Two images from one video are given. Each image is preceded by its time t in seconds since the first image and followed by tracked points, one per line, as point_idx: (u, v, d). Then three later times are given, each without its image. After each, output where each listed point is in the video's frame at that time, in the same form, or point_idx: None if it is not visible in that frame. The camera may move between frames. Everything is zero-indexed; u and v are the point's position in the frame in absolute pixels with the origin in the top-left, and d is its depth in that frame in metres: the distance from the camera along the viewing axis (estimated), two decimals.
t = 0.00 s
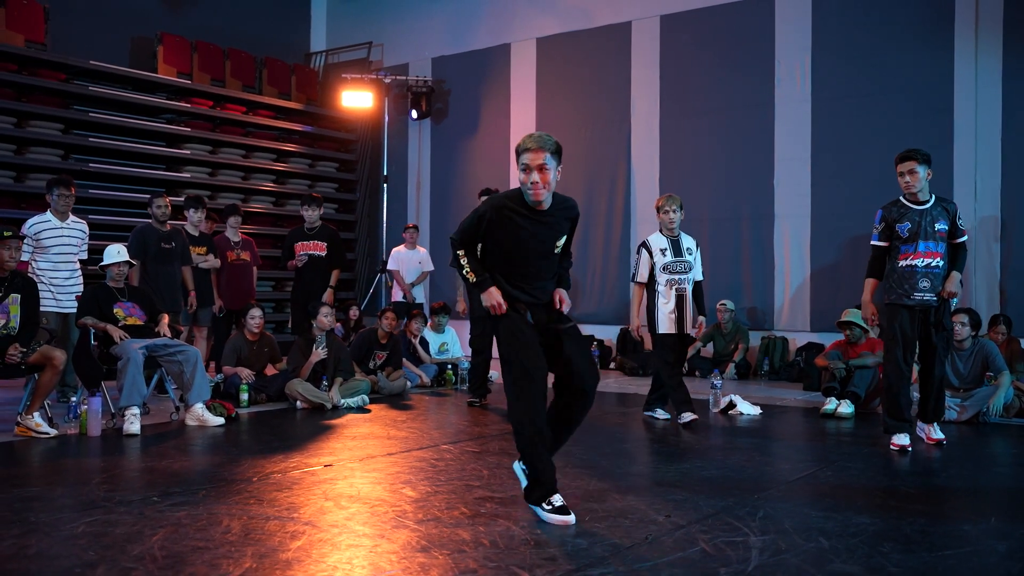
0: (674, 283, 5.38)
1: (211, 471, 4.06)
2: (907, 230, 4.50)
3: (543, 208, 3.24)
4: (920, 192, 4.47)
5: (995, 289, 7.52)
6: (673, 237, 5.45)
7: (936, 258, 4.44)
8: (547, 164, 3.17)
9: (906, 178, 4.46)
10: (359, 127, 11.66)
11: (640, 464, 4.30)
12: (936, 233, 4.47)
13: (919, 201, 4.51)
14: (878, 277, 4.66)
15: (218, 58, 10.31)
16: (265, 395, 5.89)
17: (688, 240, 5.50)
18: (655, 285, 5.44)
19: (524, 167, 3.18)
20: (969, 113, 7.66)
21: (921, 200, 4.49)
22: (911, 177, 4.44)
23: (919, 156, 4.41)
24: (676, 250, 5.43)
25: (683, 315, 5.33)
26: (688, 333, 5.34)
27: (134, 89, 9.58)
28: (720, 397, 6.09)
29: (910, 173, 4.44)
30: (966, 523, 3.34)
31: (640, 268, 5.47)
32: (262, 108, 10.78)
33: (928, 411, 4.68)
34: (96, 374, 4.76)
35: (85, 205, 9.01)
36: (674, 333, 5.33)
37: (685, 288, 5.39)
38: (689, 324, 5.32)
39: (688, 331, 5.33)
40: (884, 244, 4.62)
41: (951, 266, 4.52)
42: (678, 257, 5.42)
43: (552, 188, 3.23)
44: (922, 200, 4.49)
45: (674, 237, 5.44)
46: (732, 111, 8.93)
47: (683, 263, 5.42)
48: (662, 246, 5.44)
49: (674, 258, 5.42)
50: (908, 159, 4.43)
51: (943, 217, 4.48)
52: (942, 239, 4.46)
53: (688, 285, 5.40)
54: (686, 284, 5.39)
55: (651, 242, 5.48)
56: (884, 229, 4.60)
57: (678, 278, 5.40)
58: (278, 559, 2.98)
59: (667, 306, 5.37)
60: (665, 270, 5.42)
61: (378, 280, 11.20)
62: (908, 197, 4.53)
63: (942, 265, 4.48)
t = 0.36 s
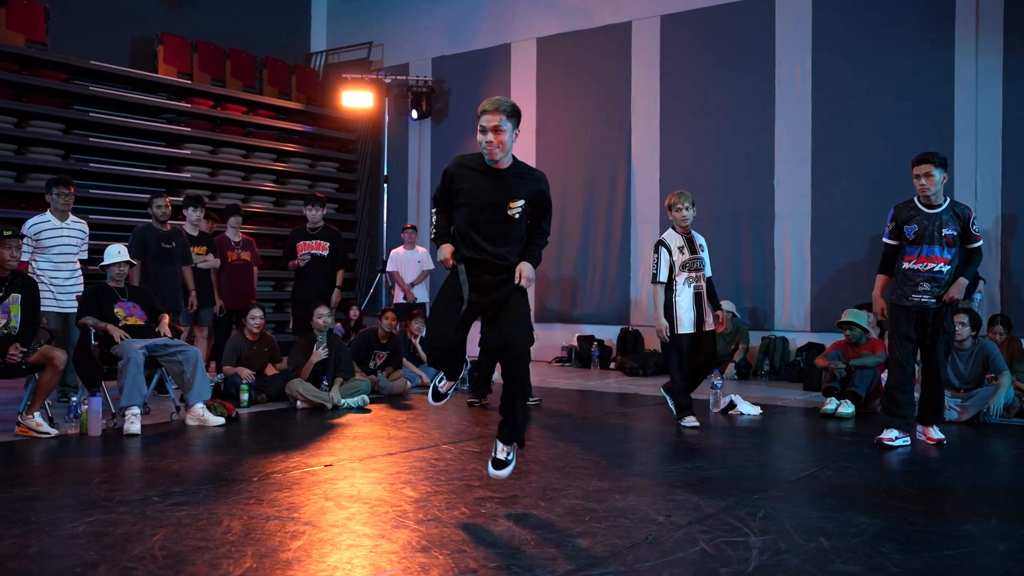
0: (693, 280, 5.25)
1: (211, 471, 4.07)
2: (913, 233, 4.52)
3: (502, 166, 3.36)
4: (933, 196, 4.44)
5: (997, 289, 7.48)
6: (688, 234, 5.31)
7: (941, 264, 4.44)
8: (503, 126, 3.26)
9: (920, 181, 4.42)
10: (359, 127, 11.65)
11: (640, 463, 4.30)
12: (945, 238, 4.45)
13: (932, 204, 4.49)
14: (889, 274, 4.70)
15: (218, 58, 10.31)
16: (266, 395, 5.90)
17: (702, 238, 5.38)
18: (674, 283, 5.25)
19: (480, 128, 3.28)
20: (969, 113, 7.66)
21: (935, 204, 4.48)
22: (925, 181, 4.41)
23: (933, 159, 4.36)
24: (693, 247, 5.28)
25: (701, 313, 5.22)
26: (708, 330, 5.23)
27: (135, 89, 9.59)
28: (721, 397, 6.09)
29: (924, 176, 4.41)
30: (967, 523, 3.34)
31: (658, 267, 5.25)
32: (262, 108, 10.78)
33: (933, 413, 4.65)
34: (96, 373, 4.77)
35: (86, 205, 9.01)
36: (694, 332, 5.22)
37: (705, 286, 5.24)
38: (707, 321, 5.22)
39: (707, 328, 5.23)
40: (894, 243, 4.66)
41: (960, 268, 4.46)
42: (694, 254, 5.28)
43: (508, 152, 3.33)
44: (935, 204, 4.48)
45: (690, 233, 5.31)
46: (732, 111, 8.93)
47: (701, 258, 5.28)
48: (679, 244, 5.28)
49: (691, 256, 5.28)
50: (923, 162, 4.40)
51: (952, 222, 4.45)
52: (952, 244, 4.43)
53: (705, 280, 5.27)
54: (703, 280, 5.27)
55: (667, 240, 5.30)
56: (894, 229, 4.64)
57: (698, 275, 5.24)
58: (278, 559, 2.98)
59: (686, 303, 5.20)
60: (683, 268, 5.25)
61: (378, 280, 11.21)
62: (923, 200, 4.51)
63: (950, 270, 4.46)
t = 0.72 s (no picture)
0: (740, 280, 5.21)
1: (249, 468, 4.13)
2: (949, 230, 4.60)
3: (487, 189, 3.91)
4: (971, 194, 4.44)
5: None
6: (736, 234, 5.23)
7: (973, 262, 4.47)
8: (477, 151, 3.86)
9: (958, 177, 4.43)
10: (395, 128, 11.71)
11: (677, 465, 4.29)
12: (979, 236, 4.46)
13: (970, 201, 4.50)
14: (928, 269, 4.80)
15: (255, 61, 10.41)
16: (303, 394, 5.94)
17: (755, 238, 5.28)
18: (718, 284, 5.21)
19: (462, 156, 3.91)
20: (1013, 108, 7.50)
21: (974, 202, 4.48)
22: (962, 178, 4.41)
23: (972, 156, 4.35)
24: (740, 247, 5.20)
25: (747, 314, 5.19)
26: (755, 332, 5.20)
27: (176, 91, 9.72)
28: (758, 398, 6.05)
29: (961, 173, 4.41)
30: (1012, 529, 3.28)
31: (703, 265, 5.19)
32: (299, 110, 10.89)
33: (974, 416, 4.58)
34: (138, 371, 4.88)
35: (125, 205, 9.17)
36: (739, 334, 5.19)
37: (751, 288, 5.21)
38: (753, 323, 5.20)
39: (752, 330, 5.19)
40: (935, 239, 4.73)
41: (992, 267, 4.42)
42: (743, 254, 5.21)
43: (487, 173, 3.90)
44: (975, 201, 4.48)
45: (740, 233, 5.23)
46: (768, 108, 8.84)
47: (749, 259, 5.20)
48: (725, 243, 5.20)
49: (739, 256, 5.20)
50: (960, 159, 4.40)
51: (987, 222, 4.44)
52: (987, 243, 4.44)
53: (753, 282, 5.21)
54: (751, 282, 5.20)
55: (713, 238, 5.22)
56: (935, 226, 4.71)
57: (740, 276, 5.19)
58: (316, 557, 3.01)
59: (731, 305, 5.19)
60: (727, 267, 5.19)
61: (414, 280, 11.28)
62: (963, 198, 4.52)
63: (987, 268, 4.46)
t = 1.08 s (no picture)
0: (782, 280, 5.17)
1: (278, 468, 4.15)
2: (958, 231, 4.72)
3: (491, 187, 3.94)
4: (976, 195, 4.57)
5: None
6: (781, 235, 5.22)
7: (979, 261, 4.56)
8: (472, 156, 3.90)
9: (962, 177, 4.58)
10: (423, 128, 11.75)
11: (708, 465, 4.27)
12: (983, 235, 4.56)
13: (976, 200, 4.62)
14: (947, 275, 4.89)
15: (285, 63, 10.47)
16: (332, 394, 5.97)
17: (804, 236, 5.21)
18: (759, 283, 5.26)
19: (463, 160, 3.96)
20: None
21: (981, 202, 4.59)
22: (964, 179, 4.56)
23: (976, 157, 4.49)
24: (782, 246, 5.18)
25: (789, 315, 5.12)
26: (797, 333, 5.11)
27: (207, 93, 9.81)
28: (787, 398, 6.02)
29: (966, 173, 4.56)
30: None
31: (744, 264, 5.32)
32: (329, 112, 10.98)
33: (999, 415, 4.57)
34: (170, 371, 4.90)
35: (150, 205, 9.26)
36: (780, 334, 5.14)
37: (796, 287, 5.13)
38: (796, 324, 5.10)
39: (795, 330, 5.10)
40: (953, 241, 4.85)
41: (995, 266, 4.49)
42: (785, 254, 5.18)
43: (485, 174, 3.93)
44: (982, 201, 4.60)
45: (783, 232, 5.21)
46: (797, 108, 8.81)
47: (791, 259, 5.16)
48: (766, 242, 5.23)
49: (779, 255, 5.19)
50: (966, 159, 4.55)
51: (990, 221, 4.53)
52: (990, 241, 4.53)
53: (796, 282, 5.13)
54: (795, 282, 5.13)
55: (755, 238, 5.29)
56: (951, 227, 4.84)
57: (781, 276, 5.16)
58: (345, 556, 3.02)
59: (768, 305, 5.18)
60: (768, 266, 5.21)
61: (443, 280, 11.30)
62: (971, 200, 4.65)
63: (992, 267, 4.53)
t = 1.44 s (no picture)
0: (784, 281, 5.19)
1: (279, 468, 4.15)
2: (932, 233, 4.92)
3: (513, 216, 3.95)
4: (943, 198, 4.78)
5: None
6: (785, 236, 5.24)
7: (947, 260, 4.76)
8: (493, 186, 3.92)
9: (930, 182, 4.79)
10: (424, 128, 11.76)
11: (709, 465, 4.28)
12: (948, 235, 4.76)
13: (945, 202, 4.82)
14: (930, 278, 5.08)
15: (286, 63, 10.46)
16: (332, 394, 5.97)
17: (810, 236, 5.19)
18: (765, 285, 5.30)
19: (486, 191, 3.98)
20: None
21: (949, 204, 4.78)
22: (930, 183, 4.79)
23: (942, 162, 4.70)
24: (785, 247, 5.20)
25: (790, 316, 5.12)
26: (796, 335, 5.11)
27: (207, 93, 9.80)
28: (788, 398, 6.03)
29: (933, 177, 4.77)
30: None
31: (752, 265, 5.34)
32: (330, 112, 10.97)
33: (979, 413, 4.63)
34: (171, 371, 4.89)
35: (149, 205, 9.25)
36: (781, 334, 5.15)
37: (795, 289, 5.14)
38: (796, 325, 5.11)
39: (793, 332, 5.11)
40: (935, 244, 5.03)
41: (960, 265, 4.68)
42: (789, 254, 5.19)
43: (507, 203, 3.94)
44: (949, 202, 4.80)
45: (785, 233, 5.21)
46: (798, 108, 8.81)
47: (794, 260, 5.16)
48: (769, 243, 5.26)
49: (782, 255, 5.21)
50: (931, 164, 4.76)
51: (951, 221, 4.73)
52: (954, 240, 4.73)
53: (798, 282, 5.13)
54: (796, 282, 5.13)
55: (760, 239, 5.32)
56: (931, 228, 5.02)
57: (781, 276, 5.19)
58: (346, 556, 3.01)
59: (770, 306, 5.19)
60: (770, 266, 5.25)
61: (443, 280, 11.30)
62: (941, 203, 4.85)
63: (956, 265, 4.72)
